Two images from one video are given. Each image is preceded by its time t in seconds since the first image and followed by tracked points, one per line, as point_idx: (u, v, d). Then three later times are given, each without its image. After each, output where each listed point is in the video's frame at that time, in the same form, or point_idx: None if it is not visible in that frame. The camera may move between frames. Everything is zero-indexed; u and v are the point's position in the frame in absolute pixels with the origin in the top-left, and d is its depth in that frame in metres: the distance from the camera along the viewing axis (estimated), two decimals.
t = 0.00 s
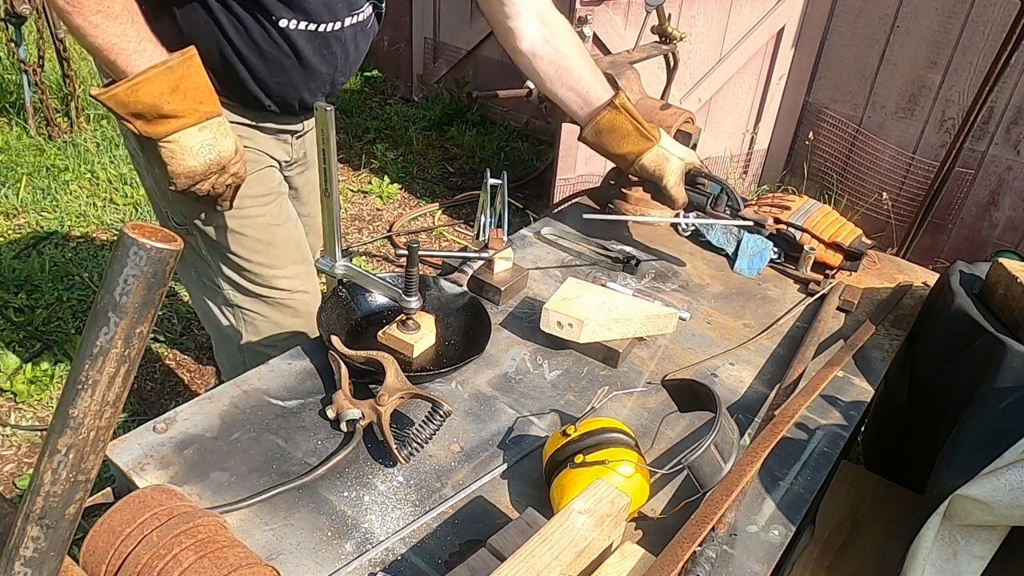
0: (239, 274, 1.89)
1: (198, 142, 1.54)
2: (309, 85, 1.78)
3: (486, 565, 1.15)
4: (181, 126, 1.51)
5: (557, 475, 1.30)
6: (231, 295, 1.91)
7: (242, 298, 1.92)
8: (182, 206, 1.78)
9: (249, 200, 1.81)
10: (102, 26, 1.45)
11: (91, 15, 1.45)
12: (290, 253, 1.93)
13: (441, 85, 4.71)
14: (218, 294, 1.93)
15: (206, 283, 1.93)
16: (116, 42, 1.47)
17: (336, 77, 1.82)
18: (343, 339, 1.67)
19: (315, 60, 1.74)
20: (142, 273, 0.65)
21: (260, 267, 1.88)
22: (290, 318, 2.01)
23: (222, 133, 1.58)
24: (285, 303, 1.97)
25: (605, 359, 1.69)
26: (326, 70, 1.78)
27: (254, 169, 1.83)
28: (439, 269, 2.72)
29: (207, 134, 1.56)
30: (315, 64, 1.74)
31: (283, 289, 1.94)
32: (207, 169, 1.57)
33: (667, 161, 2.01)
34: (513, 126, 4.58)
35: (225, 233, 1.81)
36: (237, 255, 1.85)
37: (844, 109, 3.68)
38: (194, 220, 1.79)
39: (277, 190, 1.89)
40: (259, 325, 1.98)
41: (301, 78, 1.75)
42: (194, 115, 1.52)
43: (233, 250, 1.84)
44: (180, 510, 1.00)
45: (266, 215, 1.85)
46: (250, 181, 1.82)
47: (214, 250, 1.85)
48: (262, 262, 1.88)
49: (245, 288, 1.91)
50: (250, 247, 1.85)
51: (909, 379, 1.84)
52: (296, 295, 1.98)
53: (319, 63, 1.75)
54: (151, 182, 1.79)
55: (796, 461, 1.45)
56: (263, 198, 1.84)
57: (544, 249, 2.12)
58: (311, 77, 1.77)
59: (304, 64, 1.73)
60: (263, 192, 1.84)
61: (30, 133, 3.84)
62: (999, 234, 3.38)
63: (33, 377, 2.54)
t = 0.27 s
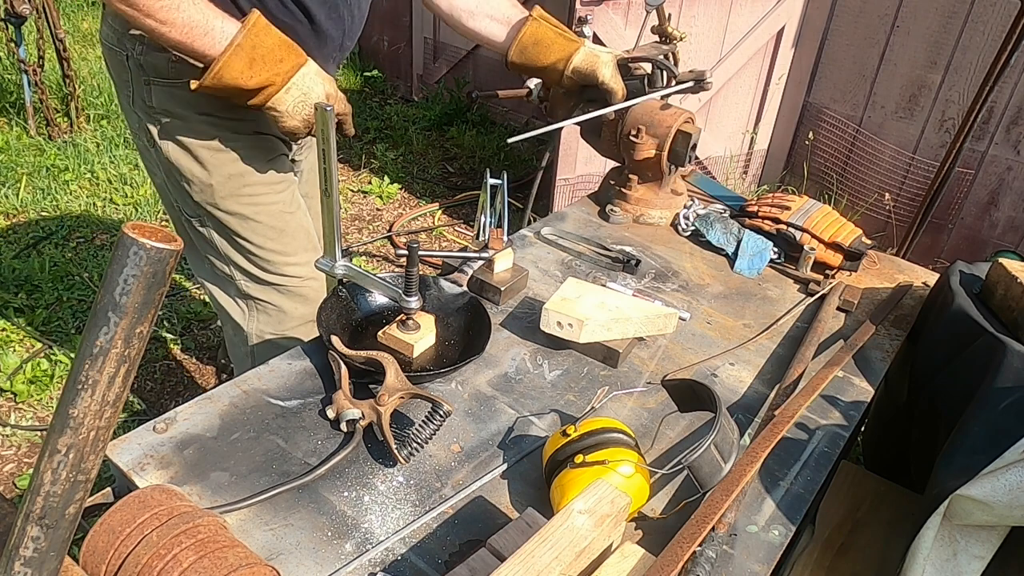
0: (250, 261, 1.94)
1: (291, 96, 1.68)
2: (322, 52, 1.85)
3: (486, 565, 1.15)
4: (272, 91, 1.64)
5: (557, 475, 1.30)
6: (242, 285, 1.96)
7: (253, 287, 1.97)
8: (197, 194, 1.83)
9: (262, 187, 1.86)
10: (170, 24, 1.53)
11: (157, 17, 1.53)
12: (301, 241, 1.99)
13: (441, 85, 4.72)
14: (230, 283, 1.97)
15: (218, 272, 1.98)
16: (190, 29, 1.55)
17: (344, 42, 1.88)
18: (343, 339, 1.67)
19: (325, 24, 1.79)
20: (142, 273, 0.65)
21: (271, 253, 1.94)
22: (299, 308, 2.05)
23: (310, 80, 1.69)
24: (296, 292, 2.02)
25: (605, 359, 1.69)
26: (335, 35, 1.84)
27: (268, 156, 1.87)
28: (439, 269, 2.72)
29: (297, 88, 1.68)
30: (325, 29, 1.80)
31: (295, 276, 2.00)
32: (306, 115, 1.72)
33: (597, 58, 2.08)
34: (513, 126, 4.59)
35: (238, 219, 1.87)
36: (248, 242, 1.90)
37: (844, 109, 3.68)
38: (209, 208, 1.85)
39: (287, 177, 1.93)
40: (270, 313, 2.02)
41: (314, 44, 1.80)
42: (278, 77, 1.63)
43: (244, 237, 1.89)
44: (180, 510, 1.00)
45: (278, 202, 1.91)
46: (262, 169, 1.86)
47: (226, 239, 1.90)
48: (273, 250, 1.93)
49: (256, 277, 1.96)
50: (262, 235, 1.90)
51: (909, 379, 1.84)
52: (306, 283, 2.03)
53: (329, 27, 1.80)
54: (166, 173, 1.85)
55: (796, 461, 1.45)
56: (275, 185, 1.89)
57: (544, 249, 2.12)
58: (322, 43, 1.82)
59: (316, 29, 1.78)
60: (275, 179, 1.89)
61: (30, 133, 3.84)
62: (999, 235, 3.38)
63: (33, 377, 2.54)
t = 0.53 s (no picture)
0: (240, 254, 1.93)
1: (327, 55, 1.74)
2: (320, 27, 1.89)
3: (486, 565, 1.15)
4: (311, 55, 1.70)
5: (557, 475, 1.30)
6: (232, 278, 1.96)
7: (244, 280, 1.97)
8: (191, 185, 1.82)
9: (256, 177, 1.85)
10: (208, 16, 1.54)
11: (194, 12, 1.54)
12: (293, 233, 1.98)
13: (440, 85, 4.72)
14: (222, 278, 1.98)
15: (211, 267, 1.98)
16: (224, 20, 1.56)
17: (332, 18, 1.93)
18: (343, 339, 1.66)
19: None
20: (142, 273, 0.65)
21: (262, 245, 1.92)
22: (291, 300, 2.05)
23: (341, 37, 1.75)
24: (286, 284, 2.01)
25: (605, 359, 1.69)
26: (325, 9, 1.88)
27: (263, 148, 1.86)
28: (439, 269, 2.72)
29: (331, 49, 1.74)
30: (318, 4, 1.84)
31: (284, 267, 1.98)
32: (346, 71, 1.79)
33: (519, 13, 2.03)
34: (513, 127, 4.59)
35: (231, 211, 1.85)
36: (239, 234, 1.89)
37: (843, 109, 3.68)
38: (203, 200, 1.84)
39: (281, 171, 1.92)
40: (261, 306, 2.02)
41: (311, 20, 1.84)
42: (312, 42, 1.68)
43: (237, 229, 1.88)
44: (180, 510, 1.00)
45: (271, 194, 1.89)
46: (256, 161, 1.85)
47: (219, 232, 1.89)
48: (264, 241, 1.92)
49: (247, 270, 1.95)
50: (255, 226, 1.89)
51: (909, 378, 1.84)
52: (297, 275, 2.02)
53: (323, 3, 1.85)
54: (161, 167, 1.85)
55: (796, 461, 1.45)
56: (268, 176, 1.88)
57: (544, 249, 2.12)
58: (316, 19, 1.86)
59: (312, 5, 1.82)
60: (270, 171, 1.88)
61: (30, 133, 3.84)
62: (999, 235, 3.38)
63: (33, 377, 2.54)
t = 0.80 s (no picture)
0: (220, 246, 1.88)
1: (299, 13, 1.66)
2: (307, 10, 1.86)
3: (486, 565, 1.15)
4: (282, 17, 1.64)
5: (557, 475, 1.30)
6: (214, 272, 1.91)
7: (226, 274, 1.92)
8: (176, 176, 1.80)
9: (241, 171, 1.84)
10: None
11: None
12: (275, 227, 1.94)
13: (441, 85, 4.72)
14: (203, 273, 1.93)
15: (194, 263, 1.93)
16: None
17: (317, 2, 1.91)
18: (343, 339, 1.67)
19: None
20: (142, 273, 0.65)
21: (243, 239, 1.88)
22: (274, 295, 1.99)
23: None
24: (268, 277, 1.96)
25: (605, 359, 1.69)
26: None
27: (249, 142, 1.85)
28: (439, 269, 2.72)
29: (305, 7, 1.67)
30: None
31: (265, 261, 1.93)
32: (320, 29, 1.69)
33: None
34: (513, 127, 4.59)
35: (214, 203, 1.82)
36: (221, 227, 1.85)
37: (844, 109, 3.68)
38: (187, 192, 1.81)
39: (267, 166, 1.91)
40: (242, 300, 1.96)
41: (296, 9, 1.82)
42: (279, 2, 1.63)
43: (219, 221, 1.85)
44: (180, 510, 1.00)
45: (255, 187, 1.87)
46: (241, 155, 1.84)
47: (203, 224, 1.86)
48: (246, 233, 1.88)
49: (229, 263, 1.90)
50: (237, 219, 1.86)
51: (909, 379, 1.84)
52: (278, 268, 1.96)
53: None
54: (150, 160, 1.84)
55: (796, 461, 1.45)
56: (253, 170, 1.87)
57: (544, 249, 2.12)
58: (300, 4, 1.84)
59: None
60: (255, 165, 1.87)
61: (30, 133, 3.84)
62: (1000, 235, 3.38)
63: (33, 377, 2.54)
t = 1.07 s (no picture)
0: (203, 239, 1.88)
1: None
2: None
3: (486, 565, 1.15)
4: None
5: (557, 475, 1.30)
6: (197, 264, 1.90)
7: (209, 268, 1.92)
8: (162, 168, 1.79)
9: (226, 164, 1.84)
10: None
11: None
12: (257, 221, 1.94)
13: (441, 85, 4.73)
14: (187, 265, 1.93)
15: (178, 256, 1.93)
16: None
17: None
18: (343, 339, 1.66)
19: None
20: (142, 273, 0.65)
21: (226, 231, 1.88)
22: (256, 287, 1.99)
23: None
24: (251, 270, 1.96)
25: (605, 359, 1.69)
26: None
27: (235, 134, 1.84)
28: (439, 269, 2.72)
29: None
30: None
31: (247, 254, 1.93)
32: None
33: None
34: (513, 127, 4.59)
35: (199, 194, 1.82)
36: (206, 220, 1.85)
37: (844, 109, 3.68)
38: (172, 184, 1.81)
39: (252, 160, 1.90)
40: (225, 293, 1.95)
41: None
42: None
43: (204, 214, 1.84)
44: (180, 510, 1.00)
45: (239, 180, 1.87)
46: (227, 148, 1.83)
47: (187, 217, 1.85)
48: (230, 226, 1.88)
49: (211, 256, 1.90)
50: (220, 211, 1.86)
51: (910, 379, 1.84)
52: (261, 261, 1.97)
53: None
54: (139, 153, 1.84)
55: (796, 461, 1.45)
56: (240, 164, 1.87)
57: (544, 249, 2.12)
58: None
59: None
60: (241, 158, 1.87)
61: (30, 133, 3.84)
62: (1000, 235, 3.37)
63: (33, 377, 2.54)
